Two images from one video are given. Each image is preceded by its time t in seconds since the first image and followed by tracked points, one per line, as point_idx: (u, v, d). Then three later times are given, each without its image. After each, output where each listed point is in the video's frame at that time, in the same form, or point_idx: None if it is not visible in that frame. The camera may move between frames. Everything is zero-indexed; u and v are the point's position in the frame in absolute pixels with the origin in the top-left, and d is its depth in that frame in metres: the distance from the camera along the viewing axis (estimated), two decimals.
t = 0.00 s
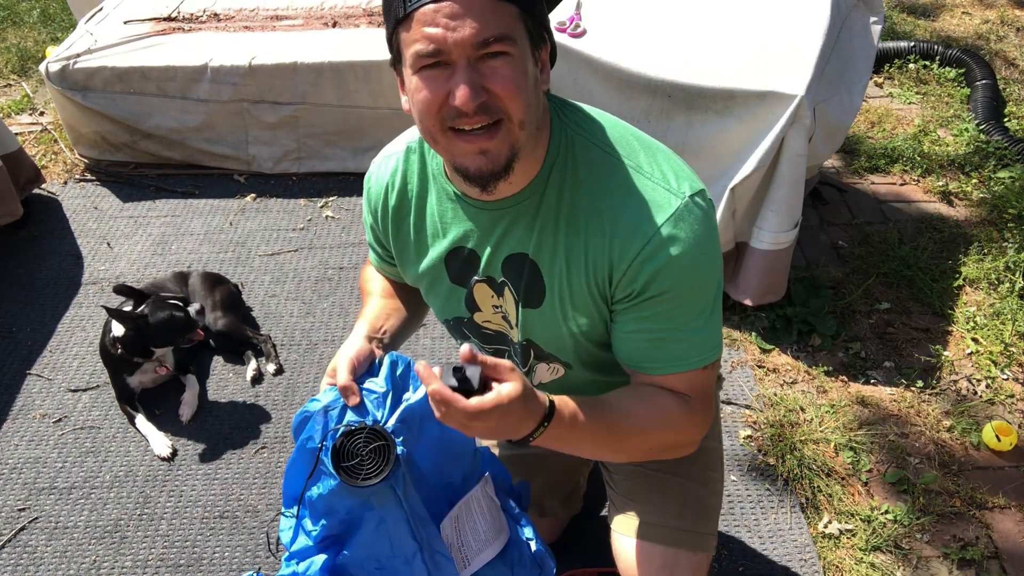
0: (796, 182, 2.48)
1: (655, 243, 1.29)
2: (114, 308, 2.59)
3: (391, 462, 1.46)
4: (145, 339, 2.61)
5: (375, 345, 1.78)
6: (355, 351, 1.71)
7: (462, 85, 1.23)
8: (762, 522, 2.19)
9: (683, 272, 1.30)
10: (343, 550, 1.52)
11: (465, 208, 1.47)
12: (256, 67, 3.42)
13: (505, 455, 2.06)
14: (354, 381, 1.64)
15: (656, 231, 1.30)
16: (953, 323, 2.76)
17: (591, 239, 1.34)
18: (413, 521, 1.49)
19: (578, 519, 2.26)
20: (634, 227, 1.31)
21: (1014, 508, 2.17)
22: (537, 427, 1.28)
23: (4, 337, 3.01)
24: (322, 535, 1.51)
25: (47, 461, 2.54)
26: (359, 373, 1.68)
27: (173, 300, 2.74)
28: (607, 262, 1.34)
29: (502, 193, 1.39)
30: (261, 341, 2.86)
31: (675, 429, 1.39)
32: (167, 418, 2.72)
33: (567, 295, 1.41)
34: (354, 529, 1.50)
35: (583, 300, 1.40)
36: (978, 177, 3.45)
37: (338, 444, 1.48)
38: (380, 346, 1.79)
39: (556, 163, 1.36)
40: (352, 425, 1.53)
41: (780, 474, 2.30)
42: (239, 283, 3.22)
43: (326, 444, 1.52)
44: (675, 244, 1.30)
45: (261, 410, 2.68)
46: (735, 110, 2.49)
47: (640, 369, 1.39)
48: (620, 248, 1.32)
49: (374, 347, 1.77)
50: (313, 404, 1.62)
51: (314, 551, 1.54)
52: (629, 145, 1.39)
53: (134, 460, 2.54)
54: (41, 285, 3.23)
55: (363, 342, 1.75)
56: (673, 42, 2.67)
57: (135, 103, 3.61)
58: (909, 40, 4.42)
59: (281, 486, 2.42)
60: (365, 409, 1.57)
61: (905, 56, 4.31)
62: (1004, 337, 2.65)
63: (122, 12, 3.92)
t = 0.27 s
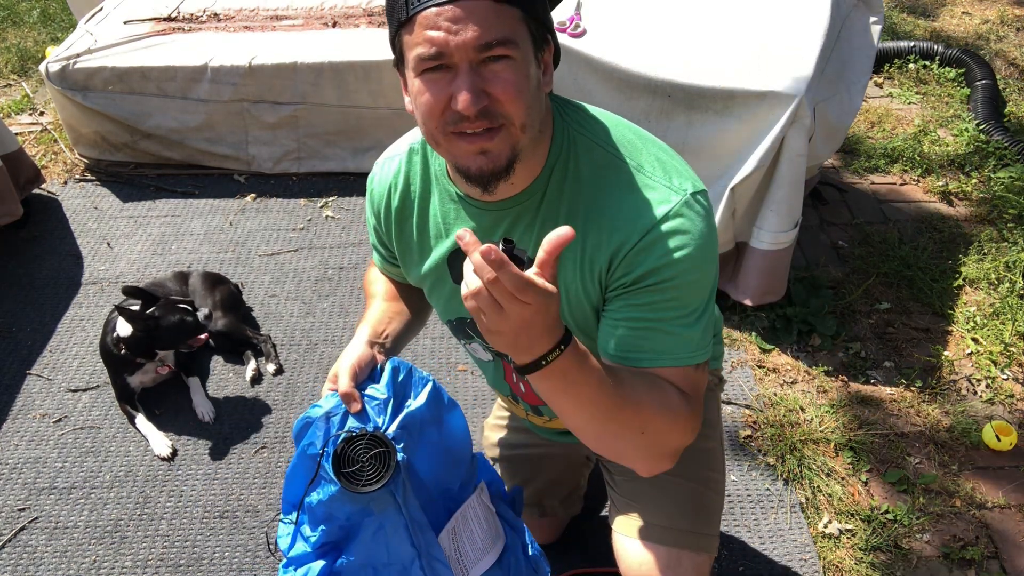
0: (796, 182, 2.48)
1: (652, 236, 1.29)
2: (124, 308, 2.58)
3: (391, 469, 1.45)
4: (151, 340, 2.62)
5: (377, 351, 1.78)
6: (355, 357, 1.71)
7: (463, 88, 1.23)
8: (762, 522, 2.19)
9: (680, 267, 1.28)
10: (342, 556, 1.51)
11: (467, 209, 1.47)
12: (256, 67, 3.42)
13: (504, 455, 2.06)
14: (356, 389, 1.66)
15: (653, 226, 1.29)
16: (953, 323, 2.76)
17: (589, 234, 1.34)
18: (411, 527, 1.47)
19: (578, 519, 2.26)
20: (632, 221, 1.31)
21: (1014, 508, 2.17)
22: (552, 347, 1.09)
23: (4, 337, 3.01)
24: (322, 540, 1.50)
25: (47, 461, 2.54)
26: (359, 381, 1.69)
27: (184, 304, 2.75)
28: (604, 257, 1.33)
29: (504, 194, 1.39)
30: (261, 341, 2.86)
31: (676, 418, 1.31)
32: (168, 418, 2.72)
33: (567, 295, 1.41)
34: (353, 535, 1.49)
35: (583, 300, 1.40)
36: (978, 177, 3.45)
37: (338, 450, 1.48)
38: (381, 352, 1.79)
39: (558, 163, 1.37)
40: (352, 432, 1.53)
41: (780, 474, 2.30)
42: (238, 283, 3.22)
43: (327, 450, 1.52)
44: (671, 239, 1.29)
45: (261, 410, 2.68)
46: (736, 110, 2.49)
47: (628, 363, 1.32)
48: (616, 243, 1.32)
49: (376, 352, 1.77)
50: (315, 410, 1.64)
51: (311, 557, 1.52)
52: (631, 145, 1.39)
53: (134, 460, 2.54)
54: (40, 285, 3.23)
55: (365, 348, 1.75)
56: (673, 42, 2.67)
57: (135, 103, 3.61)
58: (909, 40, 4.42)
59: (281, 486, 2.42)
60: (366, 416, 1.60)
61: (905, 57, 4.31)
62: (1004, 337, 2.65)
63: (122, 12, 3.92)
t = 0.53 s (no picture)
0: (796, 182, 2.48)
1: (653, 238, 1.29)
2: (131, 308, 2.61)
3: (391, 471, 1.45)
4: (153, 343, 2.64)
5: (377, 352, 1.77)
6: (355, 360, 1.71)
7: (465, 91, 1.23)
8: (762, 522, 2.19)
9: (681, 269, 1.28)
10: (342, 556, 1.51)
11: (468, 211, 1.47)
12: (256, 67, 3.42)
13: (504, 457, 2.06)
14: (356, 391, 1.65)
15: (654, 228, 1.29)
16: (954, 323, 2.76)
17: (591, 236, 1.34)
18: (412, 529, 1.48)
19: (578, 519, 2.26)
20: (634, 223, 1.31)
21: (1014, 508, 2.17)
22: (558, 354, 1.10)
23: (4, 337, 3.01)
24: (322, 541, 1.50)
25: (48, 462, 2.54)
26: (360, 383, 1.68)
27: (188, 305, 2.76)
28: (605, 259, 1.33)
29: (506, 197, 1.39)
30: (261, 341, 2.86)
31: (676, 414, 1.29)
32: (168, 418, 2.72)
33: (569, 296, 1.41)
34: (353, 535, 1.50)
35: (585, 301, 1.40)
36: (978, 177, 3.45)
37: (339, 452, 1.48)
38: (381, 354, 1.79)
39: (559, 165, 1.37)
40: (352, 434, 1.53)
41: (780, 474, 2.30)
42: (239, 283, 3.22)
43: (327, 452, 1.51)
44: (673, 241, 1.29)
45: (261, 410, 2.69)
46: (736, 109, 2.49)
47: (630, 365, 1.32)
48: (617, 245, 1.32)
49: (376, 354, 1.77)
50: (315, 412, 1.62)
51: (313, 557, 1.52)
52: (633, 146, 1.39)
53: (135, 460, 2.54)
54: (41, 286, 3.23)
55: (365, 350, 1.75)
56: (673, 42, 2.67)
57: (135, 104, 3.61)
58: (909, 40, 4.42)
59: (281, 486, 2.42)
60: (366, 418, 1.59)
61: (905, 57, 4.31)
62: (1004, 337, 2.65)
63: (122, 13, 3.92)
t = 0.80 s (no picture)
0: (796, 182, 2.48)
1: (654, 241, 1.29)
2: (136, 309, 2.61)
3: (389, 477, 1.46)
4: (151, 344, 2.64)
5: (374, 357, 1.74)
6: (355, 362, 1.67)
7: (460, 99, 1.23)
8: (762, 522, 2.20)
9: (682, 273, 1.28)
10: (342, 560, 1.54)
11: (467, 214, 1.47)
12: (256, 67, 3.42)
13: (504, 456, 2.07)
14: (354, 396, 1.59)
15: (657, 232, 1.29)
16: (954, 323, 2.76)
17: (593, 243, 1.34)
18: (411, 534, 1.49)
19: (578, 519, 2.26)
20: (635, 228, 1.30)
21: (1014, 508, 2.17)
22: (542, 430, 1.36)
23: (4, 337, 3.01)
24: (322, 546, 1.54)
25: (48, 462, 2.54)
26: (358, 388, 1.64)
27: (189, 312, 2.75)
28: (609, 265, 1.33)
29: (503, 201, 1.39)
30: (261, 341, 2.86)
31: (672, 424, 1.37)
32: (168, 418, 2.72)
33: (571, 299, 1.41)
34: (353, 540, 1.52)
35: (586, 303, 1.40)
36: (978, 177, 3.45)
37: (338, 458, 1.47)
38: (379, 358, 1.75)
39: (557, 168, 1.36)
40: (351, 440, 1.51)
41: (779, 474, 2.30)
42: (239, 283, 3.22)
43: (326, 459, 1.51)
44: (676, 244, 1.29)
45: (261, 410, 2.69)
46: (736, 109, 2.49)
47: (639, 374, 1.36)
48: (620, 251, 1.32)
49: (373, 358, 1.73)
50: (314, 417, 1.58)
51: (315, 560, 1.57)
52: (630, 149, 1.39)
53: (135, 460, 2.54)
54: (41, 285, 3.24)
55: (364, 353, 1.72)
56: (673, 42, 2.67)
57: (135, 104, 3.61)
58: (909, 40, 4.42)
59: (281, 486, 2.42)
60: (364, 424, 1.54)
61: (905, 57, 4.31)
62: (1004, 337, 2.65)
63: (122, 13, 3.92)
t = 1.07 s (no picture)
0: (796, 182, 2.47)
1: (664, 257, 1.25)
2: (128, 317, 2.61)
3: (371, 483, 1.50)
4: (154, 344, 2.66)
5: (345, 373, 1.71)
6: (325, 379, 1.66)
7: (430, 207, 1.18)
8: (762, 522, 2.19)
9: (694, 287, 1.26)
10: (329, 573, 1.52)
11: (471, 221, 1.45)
12: (256, 67, 3.42)
13: (506, 456, 2.07)
14: (329, 411, 1.61)
15: (666, 244, 1.25)
16: (954, 323, 2.76)
17: (601, 254, 1.31)
18: (395, 535, 1.50)
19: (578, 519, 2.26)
20: (644, 240, 1.27)
21: (1014, 508, 2.17)
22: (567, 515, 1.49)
23: (4, 336, 3.01)
24: (308, 560, 1.53)
25: (48, 462, 2.54)
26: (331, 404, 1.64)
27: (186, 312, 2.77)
28: (618, 278, 1.31)
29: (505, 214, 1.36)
30: (261, 341, 2.85)
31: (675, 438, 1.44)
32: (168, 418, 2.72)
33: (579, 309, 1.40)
34: (338, 553, 1.52)
35: (594, 313, 1.39)
36: (978, 176, 3.45)
37: (316, 470, 1.52)
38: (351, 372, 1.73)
39: (561, 180, 1.32)
40: (328, 449, 1.57)
41: (780, 474, 2.30)
42: (239, 283, 3.22)
43: (305, 472, 1.55)
44: (685, 254, 1.25)
45: (261, 410, 2.69)
46: (735, 109, 2.49)
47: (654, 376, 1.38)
48: (630, 263, 1.28)
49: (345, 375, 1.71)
50: (288, 434, 1.63)
51: None
52: (636, 156, 1.34)
53: (134, 461, 2.54)
54: (41, 285, 3.24)
55: (335, 369, 1.70)
56: (673, 42, 2.67)
57: (135, 103, 3.61)
58: (909, 39, 4.42)
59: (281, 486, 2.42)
60: (339, 435, 1.60)
61: (905, 56, 4.31)
62: (1004, 337, 2.65)
63: (122, 13, 3.92)
